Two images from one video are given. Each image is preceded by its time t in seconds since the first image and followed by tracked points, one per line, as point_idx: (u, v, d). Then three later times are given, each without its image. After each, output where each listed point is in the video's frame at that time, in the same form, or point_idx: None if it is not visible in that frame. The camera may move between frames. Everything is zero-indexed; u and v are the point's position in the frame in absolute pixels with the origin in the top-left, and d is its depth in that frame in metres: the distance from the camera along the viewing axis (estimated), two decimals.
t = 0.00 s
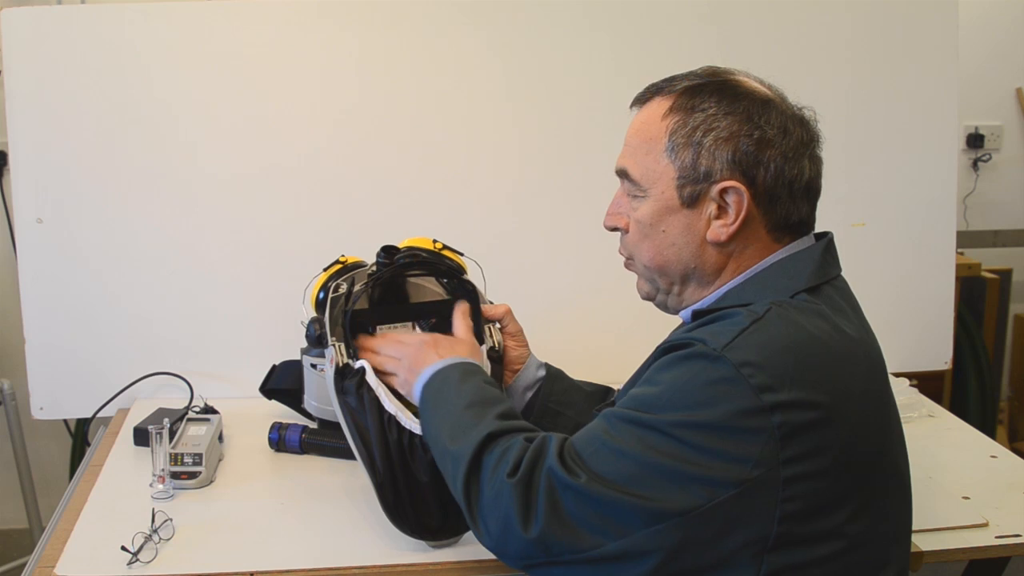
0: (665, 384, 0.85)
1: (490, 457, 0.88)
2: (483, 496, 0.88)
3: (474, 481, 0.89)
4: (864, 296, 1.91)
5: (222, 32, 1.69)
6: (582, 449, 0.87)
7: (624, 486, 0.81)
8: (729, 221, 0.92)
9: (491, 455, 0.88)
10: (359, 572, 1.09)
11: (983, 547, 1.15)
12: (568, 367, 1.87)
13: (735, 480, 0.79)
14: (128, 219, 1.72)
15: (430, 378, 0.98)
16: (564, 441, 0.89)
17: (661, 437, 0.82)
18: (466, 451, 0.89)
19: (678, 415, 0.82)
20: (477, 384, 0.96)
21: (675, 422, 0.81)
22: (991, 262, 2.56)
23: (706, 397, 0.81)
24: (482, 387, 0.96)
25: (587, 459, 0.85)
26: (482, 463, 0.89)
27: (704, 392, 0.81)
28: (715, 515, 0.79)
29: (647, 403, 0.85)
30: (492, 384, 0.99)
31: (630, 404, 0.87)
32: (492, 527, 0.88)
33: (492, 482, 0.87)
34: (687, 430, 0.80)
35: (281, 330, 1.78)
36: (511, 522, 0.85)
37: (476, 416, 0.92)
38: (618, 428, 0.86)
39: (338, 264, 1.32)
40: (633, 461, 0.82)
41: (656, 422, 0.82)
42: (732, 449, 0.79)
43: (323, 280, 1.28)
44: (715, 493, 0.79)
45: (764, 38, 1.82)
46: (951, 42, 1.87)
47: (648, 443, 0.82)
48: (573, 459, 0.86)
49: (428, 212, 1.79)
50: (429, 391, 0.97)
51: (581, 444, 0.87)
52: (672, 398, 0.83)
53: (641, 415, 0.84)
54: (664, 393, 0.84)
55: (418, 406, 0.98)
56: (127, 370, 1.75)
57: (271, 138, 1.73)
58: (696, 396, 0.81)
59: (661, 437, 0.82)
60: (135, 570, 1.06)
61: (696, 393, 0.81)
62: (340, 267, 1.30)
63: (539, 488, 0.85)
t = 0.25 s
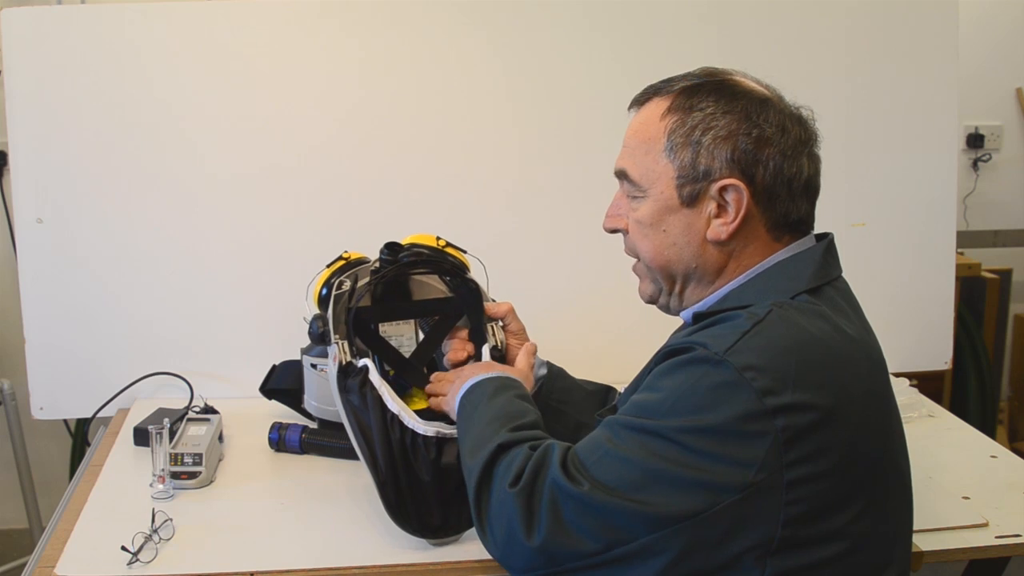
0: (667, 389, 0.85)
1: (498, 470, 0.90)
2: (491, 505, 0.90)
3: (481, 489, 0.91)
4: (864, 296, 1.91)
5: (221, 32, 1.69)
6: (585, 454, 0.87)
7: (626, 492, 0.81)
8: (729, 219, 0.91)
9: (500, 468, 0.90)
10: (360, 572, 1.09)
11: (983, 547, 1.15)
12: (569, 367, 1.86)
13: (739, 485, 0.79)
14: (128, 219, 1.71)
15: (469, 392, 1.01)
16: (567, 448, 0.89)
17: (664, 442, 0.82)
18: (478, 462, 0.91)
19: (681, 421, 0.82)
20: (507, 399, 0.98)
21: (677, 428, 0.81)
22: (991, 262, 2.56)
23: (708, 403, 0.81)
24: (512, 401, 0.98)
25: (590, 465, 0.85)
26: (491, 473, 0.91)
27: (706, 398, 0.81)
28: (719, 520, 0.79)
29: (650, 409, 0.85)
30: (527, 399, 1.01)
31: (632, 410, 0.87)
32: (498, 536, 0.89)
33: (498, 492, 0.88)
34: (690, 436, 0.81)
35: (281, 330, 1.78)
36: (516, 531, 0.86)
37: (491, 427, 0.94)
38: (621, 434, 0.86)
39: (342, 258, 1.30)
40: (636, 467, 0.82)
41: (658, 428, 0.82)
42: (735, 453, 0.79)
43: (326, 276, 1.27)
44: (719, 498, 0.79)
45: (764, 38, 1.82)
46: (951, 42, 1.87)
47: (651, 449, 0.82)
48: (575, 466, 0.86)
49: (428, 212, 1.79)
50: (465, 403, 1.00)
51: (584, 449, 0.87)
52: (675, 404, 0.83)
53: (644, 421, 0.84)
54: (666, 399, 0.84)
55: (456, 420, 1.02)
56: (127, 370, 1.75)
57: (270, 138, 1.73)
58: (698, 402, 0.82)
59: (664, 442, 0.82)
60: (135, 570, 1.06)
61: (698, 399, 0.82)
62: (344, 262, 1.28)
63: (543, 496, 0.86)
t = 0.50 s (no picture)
0: (673, 388, 0.85)
1: (505, 470, 0.90)
2: (498, 505, 0.90)
3: (488, 489, 0.91)
4: (864, 296, 1.91)
5: (221, 32, 1.69)
6: (592, 454, 0.87)
7: (634, 491, 0.81)
8: (788, 198, 0.94)
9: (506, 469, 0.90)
10: (360, 572, 1.08)
11: (982, 547, 1.15)
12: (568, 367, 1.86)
13: (747, 483, 0.79)
14: (127, 219, 1.71)
15: (465, 390, 1.02)
16: (573, 449, 0.89)
17: (671, 441, 0.82)
18: (484, 463, 0.91)
19: (688, 420, 0.82)
20: (508, 399, 0.99)
21: (685, 427, 0.81)
22: (991, 262, 2.56)
23: (714, 402, 0.81)
24: (513, 400, 0.98)
25: (596, 465, 0.85)
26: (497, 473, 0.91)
27: (714, 395, 0.81)
28: (725, 518, 0.79)
29: (656, 408, 0.85)
30: (526, 398, 1.02)
31: (638, 410, 0.87)
32: (505, 537, 0.89)
33: (506, 491, 0.88)
34: (697, 434, 0.80)
35: (281, 330, 1.78)
36: (523, 531, 0.86)
37: (496, 427, 0.94)
38: (627, 434, 0.86)
39: (344, 256, 1.32)
40: (644, 466, 0.82)
41: (665, 427, 0.82)
42: (743, 451, 0.79)
43: (329, 274, 1.30)
44: (727, 496, 0.79)
45: (764, 38, 1.82)
46: (951, 42, 1.87)
47: (658, 448, 0.82)
48: (582, 466, 0.86)
49: (428, 212, 1.79)
50: (462, 402, 1.00)
51: (590, 449, 0.87)
52: (681, 403, 0.83)
53: (651, 420, 0.84)
54: (673, 397, 0.84)
55: (453, 420, 1.02)
56: (127, 370, 1.75)
57: (270, 138, 1.73)
58: (706, 401, 0.81)
59: (672, 441, 0.82)
60: (135, 570, 1.06)
61: (705, 397, 0.82)
62: (346, 260, 1.31)
63: (549, 497, 0.86)
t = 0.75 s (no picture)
0: (676, 388, 0.85)
1: (507, 469, 0.90)
2: (501, 505, 0.90)
3: (491, 489, 0.91)
4: (864, 296, 1.91)
5: (221, 32, 1.69)
6: (595, 454, 0.87)
7: (637, 490, 0.81)
8: (788, 201, 0.94)
9: (510, 468, 0.90)
10: (360, 572, 1.08)
11: (982, 547, 1.15)
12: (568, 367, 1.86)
13: (750, 483, 0.79)
14: (128, 219, 1.72)
15: (467, 390, 1.02)
16: (576, 449, 0.89)
17: (674, 440, 0.82)
18: (488, 463, 0.91)
19: (691, 419, 0.82)
20: (509, 399, 0.99)
21: (688, 426, 0.81)
22: (991, 262, 2.56)
23: (718, 401, 0.81)
24: (515, 400, 0.99)
25: (599, 464, 0.85)
26: (500, 473, 0.91)
27: (717, 395, 0.81)
28: (729, 517, 0.79)
29: (659, 408, 0.85)
30: (529, 400, 1.02)
31: (640, 409, 0.87)
32: (508, 536, 0.89)
33: (509, 491, 0.88)
34: (701, 433, 0.80)
35: (281, 330, 1.78)
36: (527, 530, 0.86)
37: (498, 427, 0.94)
38: (630, 433, 0.86)
39: (345, 254, 1.32)
40: (647, 465, 0.82)
41: (669, 426, 0.82)
42: (747, 450, 0.79)
43: (331, 272, 1.29)
44: (730, 495, 0.79)
45: (763, 38, 1.82)
46: (951, 42, 1.87)
47: (662, 447, 0.82)
48: (585, 466, 0.86)
49: (428, 212, 1.79)
50: (465, 403, 1.01)
51: (594, 449, 0.87)
52: (684, 402, 0.83)
53: (654, 419, 0.84)
54: (675, 397, 0.84)
55: (454, 420, 1.02)
56: (127, 370, 1.75)
57: (270, 138, 1.73)
58: (709, 400, 0.82)
59: (675, 440, 0.82)
60: (135, 570, 1.06)
61: (708, 396, 0.82)
62: (348, 258, 1.31)
63: (553, 496, 0.86)
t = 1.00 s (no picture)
0: (676, 389, 0.85)
1: (507, 471, 0.90)
2: (501, 507, 0.90)
3: (491, 490, 0.91)
4: (864, 296, 1.91)
5: (221, 32, 1.69)
6: (594, 455, 0.87)
7: (637, 491, 0.81)
8: (783, 203, 0.93)
9: (510, 470, 0.90)
10: (360, 572, 1.08)
11: (982, 547, 1.15)
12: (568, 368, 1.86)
13: (750, 484, 0.79)
14: (127, 219, 1.71)
15: (469, 391, 1.02)
16: (576, 450, 0.89)
17: (674, 441, 0.82)
18: (488, 465, 0.91)
19: (691, 421, 0.82)
20: (509, 400, 0.99)
21: (688, 428, 0.81)
22: (991, 262, 2.56)
23: (718, 403, 0.81)
24: (514, 402, 0.99)
25: (599, 466, 0.85)
26: (501, 474, 0.91)
27: (717, 396, 0.81)
28: (729, 518, 0.79)
29: (658, 409, 0.85)
30: (529, 401, 1.01)
31: (640, 410, 0.87)
32: (508, 538, 0.89)
33: (509, 492, 0.89)
34: (701, 435, 0.80)
35: (281, 330, 1.78)
36: (527, 532, 0.86)
37: (499, 428, 0.94)
38: (630, 435, 0.86)
39: (345, 253, 1.31)
40: (647, 467, 0.82)
41: (669, 428, 0.82)
42: (747, 452, 0.79)
43: (331, 272, 1.29)
44: (730, 497, 0.79)
45: (763, 38, 1.82)
46: (951, 42, 1.87)
47: (661, 449, 0.82)
48: (585, 467, 0.86)
49: (428, 212, 1.79)
50: (466, 404, 1.00)
51: (593, 450, 0.87)
52: (684, 404, 0.83)
53: (653, 421, 0.84)
54: (675, 398, 0.84)
55: (455, 421, 1.02)
56: (127, 370, 1.75)
57: (270, 138, 1.73)
58: (709, 402, 0.81)
59: (675, 442, 0.82)
60: (135, 570, 1.06)
61: (707, 398, 0.82)
62: (348, 257, 1.30)
63: (553, 498, 0.86)
